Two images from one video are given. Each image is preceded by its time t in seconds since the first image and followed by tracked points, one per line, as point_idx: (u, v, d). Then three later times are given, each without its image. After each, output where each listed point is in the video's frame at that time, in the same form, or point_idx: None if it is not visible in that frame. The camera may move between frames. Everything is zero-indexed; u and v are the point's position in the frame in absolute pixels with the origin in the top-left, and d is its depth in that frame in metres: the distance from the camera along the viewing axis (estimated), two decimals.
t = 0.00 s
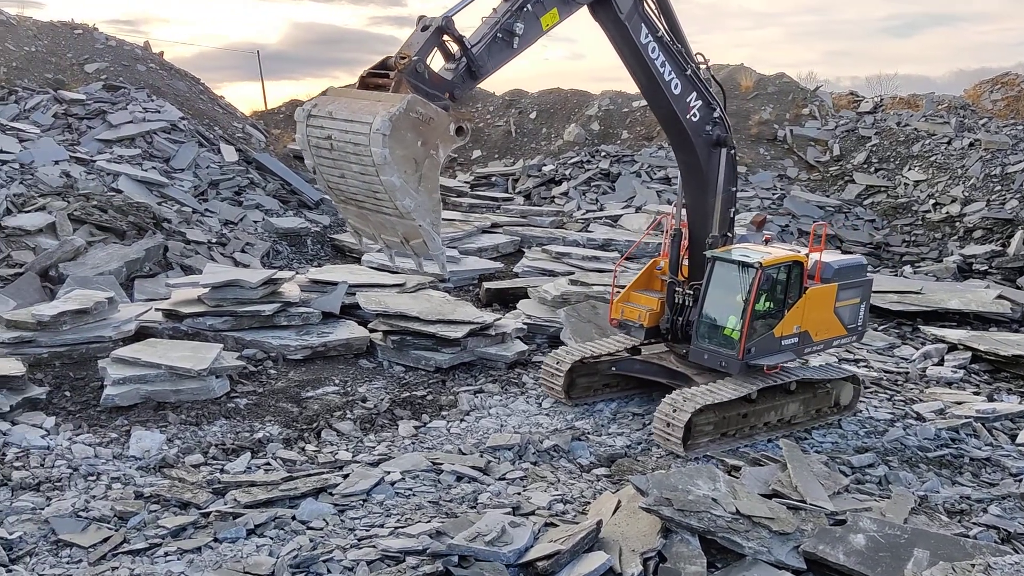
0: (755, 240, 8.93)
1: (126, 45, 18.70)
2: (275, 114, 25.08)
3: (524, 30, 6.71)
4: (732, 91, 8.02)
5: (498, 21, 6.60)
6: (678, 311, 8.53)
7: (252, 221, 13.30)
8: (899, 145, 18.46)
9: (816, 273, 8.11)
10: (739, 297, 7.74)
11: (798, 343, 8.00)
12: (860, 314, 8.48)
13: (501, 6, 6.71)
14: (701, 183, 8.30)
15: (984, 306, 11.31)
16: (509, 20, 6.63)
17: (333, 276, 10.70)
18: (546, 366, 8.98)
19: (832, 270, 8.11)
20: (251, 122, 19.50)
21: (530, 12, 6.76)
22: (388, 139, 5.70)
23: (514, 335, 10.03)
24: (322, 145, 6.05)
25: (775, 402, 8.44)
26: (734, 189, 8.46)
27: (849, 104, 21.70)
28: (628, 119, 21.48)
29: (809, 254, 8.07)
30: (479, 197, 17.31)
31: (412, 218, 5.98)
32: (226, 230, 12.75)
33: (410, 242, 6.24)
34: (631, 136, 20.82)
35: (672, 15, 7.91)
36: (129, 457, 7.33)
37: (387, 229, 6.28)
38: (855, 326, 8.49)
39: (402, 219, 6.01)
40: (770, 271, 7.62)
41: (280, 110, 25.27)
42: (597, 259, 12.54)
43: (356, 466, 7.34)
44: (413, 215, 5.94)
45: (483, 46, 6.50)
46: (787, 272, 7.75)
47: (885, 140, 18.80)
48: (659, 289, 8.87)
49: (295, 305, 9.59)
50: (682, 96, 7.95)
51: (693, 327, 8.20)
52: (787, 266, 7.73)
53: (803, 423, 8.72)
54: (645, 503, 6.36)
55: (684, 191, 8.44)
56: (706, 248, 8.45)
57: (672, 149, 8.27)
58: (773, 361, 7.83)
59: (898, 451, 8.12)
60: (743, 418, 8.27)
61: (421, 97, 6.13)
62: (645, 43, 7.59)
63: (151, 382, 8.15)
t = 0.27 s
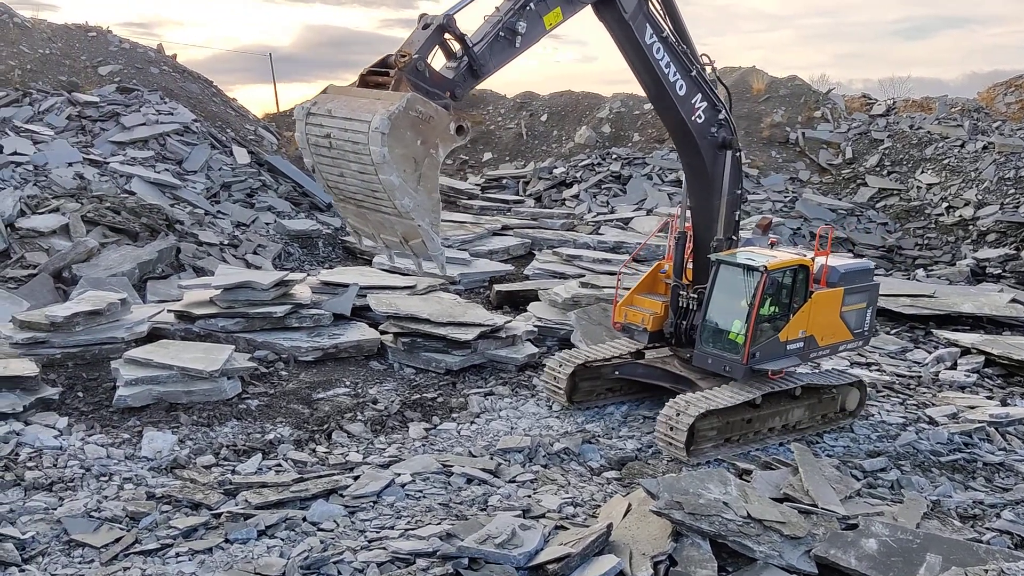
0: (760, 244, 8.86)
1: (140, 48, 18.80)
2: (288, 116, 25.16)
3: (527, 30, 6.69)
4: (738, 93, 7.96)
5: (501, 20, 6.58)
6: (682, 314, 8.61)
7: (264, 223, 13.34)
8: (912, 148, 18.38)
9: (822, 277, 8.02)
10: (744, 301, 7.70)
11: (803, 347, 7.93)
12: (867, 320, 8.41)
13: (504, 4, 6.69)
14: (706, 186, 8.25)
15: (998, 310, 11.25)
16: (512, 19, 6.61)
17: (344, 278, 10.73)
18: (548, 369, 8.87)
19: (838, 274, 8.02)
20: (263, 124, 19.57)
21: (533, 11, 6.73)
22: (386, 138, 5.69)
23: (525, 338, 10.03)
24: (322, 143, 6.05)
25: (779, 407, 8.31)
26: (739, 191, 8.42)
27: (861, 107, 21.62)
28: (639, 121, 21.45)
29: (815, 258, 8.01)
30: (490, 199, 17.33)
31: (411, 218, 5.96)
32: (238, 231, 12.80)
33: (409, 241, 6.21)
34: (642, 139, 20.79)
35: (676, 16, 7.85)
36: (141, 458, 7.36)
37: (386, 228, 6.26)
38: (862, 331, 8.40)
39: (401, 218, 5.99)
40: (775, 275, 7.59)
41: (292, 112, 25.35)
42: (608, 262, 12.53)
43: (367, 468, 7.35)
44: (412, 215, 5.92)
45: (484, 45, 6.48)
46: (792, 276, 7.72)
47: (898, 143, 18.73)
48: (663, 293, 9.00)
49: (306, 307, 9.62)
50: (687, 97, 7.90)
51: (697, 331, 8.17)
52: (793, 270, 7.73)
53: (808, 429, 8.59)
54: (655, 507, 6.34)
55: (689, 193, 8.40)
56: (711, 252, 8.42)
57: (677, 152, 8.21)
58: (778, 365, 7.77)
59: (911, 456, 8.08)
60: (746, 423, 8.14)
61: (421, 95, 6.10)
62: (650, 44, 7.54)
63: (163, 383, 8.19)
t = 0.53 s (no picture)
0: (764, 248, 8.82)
1: (153, 52, 18.91)
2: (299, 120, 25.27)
3: (524, 35, 6.55)
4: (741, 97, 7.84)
5: (497, 26, 6.45)
6: (684, 320, 8.44)
7: (275, 226, 13.39)
8: (924, 152, 18.30)
9: (826, 282, 8.00)
10: (747, 307, 7.62)
11: (807, 354, 7.89)
12: (872, 325, 8.38)
13: (500, 9, 6.56)
14: (709, 191, 8.13)
15: (1011, 316, 11.19)
16: (508, 25, 6.48)
17: (355, 282, 10.74)
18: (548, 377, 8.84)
19: (843, 279, 8.02)
20: (275, 128, 19.66)
21: (530, 16, 6.60)
22: (380, 146, 5.52)
23: (535, 342, 10.02)
24: (314, 152, 5.84)
25: (783, 414, 8.27)
26: (742, 195, 8.30)
27: (873, 111, 21.54)
28: (650, 125, 21.43)
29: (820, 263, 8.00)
30: (501, 203, 17.33)
31: (406, 227, 5.80)
32: (249, 235, 12.84)
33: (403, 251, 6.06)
34: (653, 143, 20.77)
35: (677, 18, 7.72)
36: (152, 461, 7.39)
37: (380, 238, 6.10)
38: (867, 337, 8.37)
39: (396, 228, 5.84)
40: (778, 281, 7.53)
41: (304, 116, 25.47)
42: (618, 266, 12.52)
43: (376, 472, 7.36)
44: (407, 224, 5.76)
45: (480, 52, 6.34)
46: (795, 282, 7.67)
47: (910, 147, 18.65)
48: (665, 298, 8.84)
49: (317, 311, 9.65)
50: (688, 102, 7.78)
51: (699, 337, 8.08)
52: (796, 276, 7.65)
53: (812, 436, 8.54)
54: (666, 512, 6.32)
55: (692, 198, 8.28)
56: (715, 257, 8.33)
57: (679, 157, 8.09)
58: (782, 372, 7.71)
59: (923, 462, 8.04)
60: (750, 430, 8.09)
61: (415, 102, 5.92)
62: (650, 48, 7.41)
63: (175, 386, 8.22)
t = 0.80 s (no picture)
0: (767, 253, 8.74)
1: (165, 58, 19.03)
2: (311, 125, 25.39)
3: (519, 39, 6.48)
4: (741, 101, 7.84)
5: (493, 31, 6.38)
6: (686, 326, 8.39)
7: (286, 231, 13.42)
8: (936, 157, 18.23)
9: (830, 287, 7.91)
10: (748, 314, 7.53)
11: (811, 360, 7.78)
12: (877, 330, 8.25)
13: (496, 13, 6.49)
14: (710, 195, 8.12)
15: None
16: (503, 29, 6.41)
17: (366, 286, 10.77)
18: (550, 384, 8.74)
19: (847, 284, 7.90)
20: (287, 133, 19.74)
21: (525, 21, 6.53)
22: (371, 153, 5.50)
23: (545, 347, 10.02)
24: (307, 159, 5.84)
25: (786, 421, 8.18)
26: (744, 200, 8.28)
27: (884, 115, 21.47)
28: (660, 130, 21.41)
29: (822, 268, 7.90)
30: (511, 208, 17.35)
31: (399, 234, 5.78)
32: (260, 240, 12.87)
33: (397, 258, 6.02)
34: (664, 147, 20.75)
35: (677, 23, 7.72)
36: (164, 464, 7.41)
37: (374, 245, 6.07)
38: (872, 342, 8.25)
39: (389, 235, 5.81)
40: (780, 287, 7.43)
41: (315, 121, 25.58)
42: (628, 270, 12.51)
43: (387, 476, 7.36)
44: (399, 231, 5.74)
45: (475, 57, 6.28)
46: (798, 287, 7.55)
47: (921, 152, 18.58)
48: (667, 304, 8.80)
49: (328, 315, 9.67)
50: (688, 106, 7.77)
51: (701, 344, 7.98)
52: (800, 281, 7.53)
53: (816, 443, 8.45)
54: (677, 518, 6.31)
55: (693, 203, 8.26)
56: (716, 262, 8.31)
57: (680, 161, 8.08)
58: (785, 379, 7.61)
59: (935, 468, 7.99)
60: (752, 438, 8.00)
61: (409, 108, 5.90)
62: (650, 52, 7.41)
63: (186, 391, 8.25)
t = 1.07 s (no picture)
0: (772, 258, 8.38)
1: (177, 63, 19.14)
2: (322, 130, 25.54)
3: (518, 40, 6.50)
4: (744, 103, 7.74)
5: (490, 32, 6.41)
6: (689, 331, 8.28)
7: (298, 235, 13.44)
8: (949, 160, 18.14)
9: (836, 292, 7.85)
10: (752, 318, 7.47)
11: (815, 365, 7.73)
12: (884, 336, 8.22)
13: (494, 14, 6.51)
14: (712, 199, 8.00)
15: None
16: (501, 30, 6.43)
17: (377, 290, 10.79)
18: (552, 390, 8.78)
19: (852, 289, 7.84)
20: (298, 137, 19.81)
21: (524, 21, 6.53)
22: (365, 153, 5.54)
23: (556, 350, 10.01)
24: (302, 159, 5.86)
25: (791, 428, 8.10)
26: (748, 204, 8.14)
27: (897, 118, 21.37)
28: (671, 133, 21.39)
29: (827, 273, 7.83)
30: (522, 211, 17.35)
31: (393, 235, 5.83)
32: (272, 244, 12.91)
33: (393, 259, 6.07)
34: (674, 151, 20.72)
35: (679, 25, 7.66)
36: (176, 468, 7.44)
37: (370, 246, 6.11)
38: (878, 347, 8.22)
39: (384, 235, 5.85)
40: (783, 291, 7.35)
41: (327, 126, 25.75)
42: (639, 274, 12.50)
43: (398, 480, 7.37)
44: (394, 231, 5.78)
45: (472, 57, 6.32)
46: (802, 291, 7.51)
47: (934, 155, 18.49)
48: (670, 308, 8.63)
49: (339, 319, 9.69)
50: (690, 108, 7.68)
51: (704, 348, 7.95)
52: (803, 285, 7.49)
53: (820, 449, 8.39)
54: (688, 522, 6.29)
55: (696, 207, 8.14)
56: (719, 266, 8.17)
57: (682, 165, 7.98)
58: (789, 384, 7.56)
59: (948, 472, 7.94)
60: (755, 445, 7.93)
61: (405, 109, 5.96)
62: (651, 54, 7.33)
63: (198, 395, 8.28)
